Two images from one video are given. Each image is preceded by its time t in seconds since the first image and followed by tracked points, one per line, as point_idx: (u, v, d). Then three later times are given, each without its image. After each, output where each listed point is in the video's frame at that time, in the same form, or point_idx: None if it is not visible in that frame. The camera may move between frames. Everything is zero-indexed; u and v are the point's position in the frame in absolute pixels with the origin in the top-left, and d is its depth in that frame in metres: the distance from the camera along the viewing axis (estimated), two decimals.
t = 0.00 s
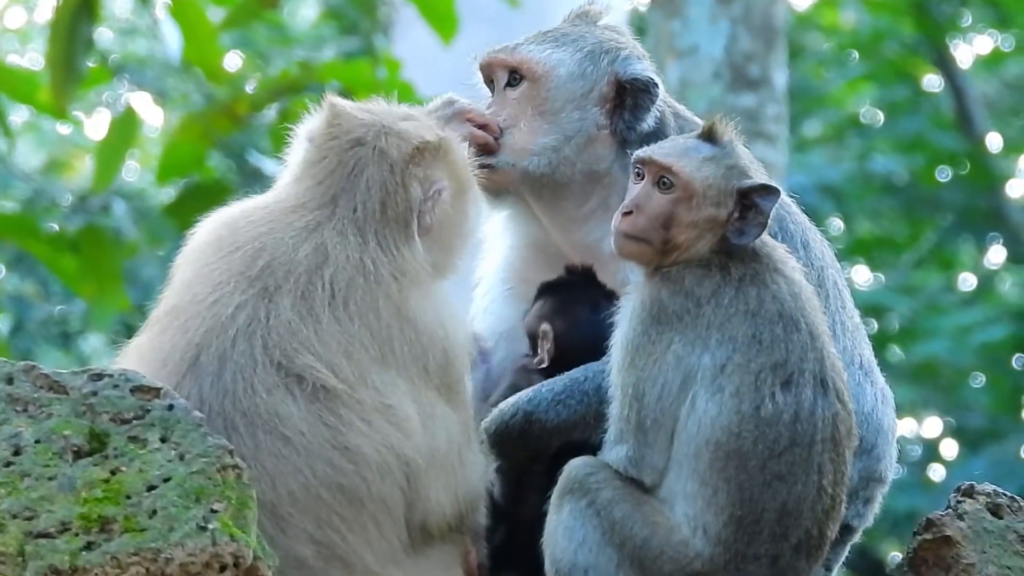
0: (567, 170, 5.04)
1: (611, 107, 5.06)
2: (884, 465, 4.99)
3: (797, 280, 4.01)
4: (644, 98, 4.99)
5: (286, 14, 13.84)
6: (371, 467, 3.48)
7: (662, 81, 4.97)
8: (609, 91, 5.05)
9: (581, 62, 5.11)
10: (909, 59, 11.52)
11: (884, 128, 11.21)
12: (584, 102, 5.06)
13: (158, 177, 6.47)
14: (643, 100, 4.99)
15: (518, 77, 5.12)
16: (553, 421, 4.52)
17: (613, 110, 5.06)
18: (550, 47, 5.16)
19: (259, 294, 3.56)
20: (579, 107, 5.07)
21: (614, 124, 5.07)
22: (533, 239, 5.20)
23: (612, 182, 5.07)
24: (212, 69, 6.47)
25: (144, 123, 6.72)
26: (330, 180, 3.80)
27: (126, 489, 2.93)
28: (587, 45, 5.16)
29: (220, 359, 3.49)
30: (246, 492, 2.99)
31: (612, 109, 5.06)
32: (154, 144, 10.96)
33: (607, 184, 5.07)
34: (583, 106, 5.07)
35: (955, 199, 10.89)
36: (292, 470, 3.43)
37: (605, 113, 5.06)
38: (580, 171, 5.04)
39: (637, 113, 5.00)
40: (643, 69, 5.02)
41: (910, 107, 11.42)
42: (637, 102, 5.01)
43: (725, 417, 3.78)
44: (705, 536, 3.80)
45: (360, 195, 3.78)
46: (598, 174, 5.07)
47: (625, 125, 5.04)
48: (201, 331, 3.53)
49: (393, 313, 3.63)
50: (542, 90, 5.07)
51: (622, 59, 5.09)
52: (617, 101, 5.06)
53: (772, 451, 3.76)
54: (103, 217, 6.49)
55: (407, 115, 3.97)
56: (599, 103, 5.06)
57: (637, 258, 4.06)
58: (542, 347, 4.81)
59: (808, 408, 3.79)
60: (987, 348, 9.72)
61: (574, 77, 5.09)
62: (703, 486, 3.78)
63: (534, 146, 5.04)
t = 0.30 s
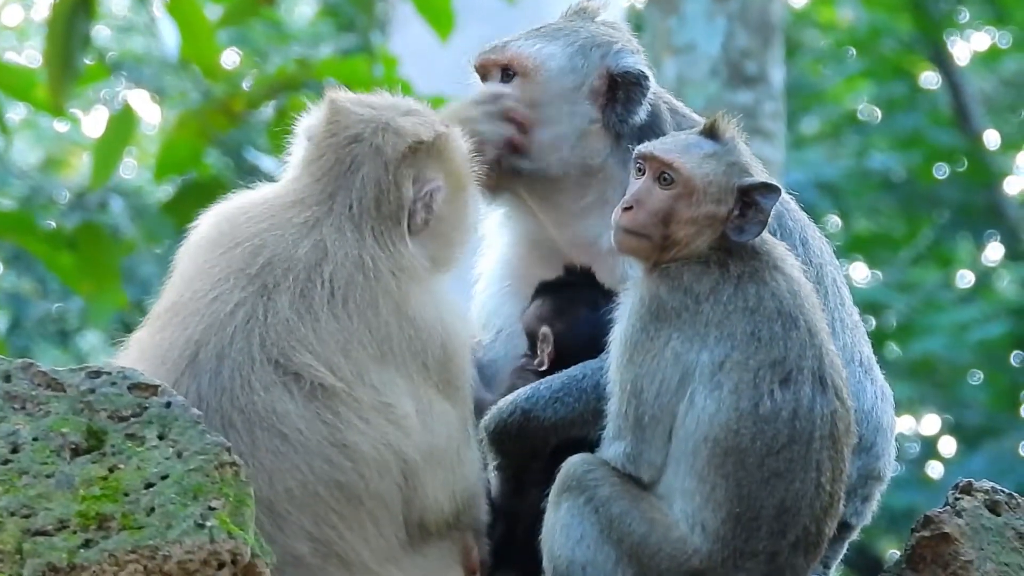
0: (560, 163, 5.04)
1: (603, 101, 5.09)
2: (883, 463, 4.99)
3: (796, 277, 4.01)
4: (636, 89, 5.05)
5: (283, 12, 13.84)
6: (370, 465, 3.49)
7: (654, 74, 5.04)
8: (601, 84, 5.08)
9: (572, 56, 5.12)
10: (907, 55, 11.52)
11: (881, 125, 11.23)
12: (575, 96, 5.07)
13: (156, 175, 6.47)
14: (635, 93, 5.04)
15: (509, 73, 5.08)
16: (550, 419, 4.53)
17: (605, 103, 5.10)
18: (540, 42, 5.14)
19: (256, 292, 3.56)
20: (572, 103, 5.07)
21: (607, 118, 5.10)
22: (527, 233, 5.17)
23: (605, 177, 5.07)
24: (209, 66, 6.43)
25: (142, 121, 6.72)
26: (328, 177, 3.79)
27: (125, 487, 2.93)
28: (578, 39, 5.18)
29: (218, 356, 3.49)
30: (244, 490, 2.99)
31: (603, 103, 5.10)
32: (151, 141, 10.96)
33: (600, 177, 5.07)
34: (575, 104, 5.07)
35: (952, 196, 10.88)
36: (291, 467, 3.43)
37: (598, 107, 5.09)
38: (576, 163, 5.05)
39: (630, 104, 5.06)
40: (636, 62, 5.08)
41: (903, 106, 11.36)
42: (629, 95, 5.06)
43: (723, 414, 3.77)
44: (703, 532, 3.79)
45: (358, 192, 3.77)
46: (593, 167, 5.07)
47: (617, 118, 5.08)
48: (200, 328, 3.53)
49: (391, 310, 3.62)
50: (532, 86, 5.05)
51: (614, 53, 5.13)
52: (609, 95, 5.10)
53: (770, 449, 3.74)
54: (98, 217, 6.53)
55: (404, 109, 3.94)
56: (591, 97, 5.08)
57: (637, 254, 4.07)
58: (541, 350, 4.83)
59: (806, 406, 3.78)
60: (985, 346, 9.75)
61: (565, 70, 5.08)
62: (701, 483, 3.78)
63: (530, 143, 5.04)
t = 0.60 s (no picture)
0: (527, 168, 5.18)
1: (554, 98, 5.20)
2: (883, 463, 4.99)
3: (796, 275, 4.01)
4: (579, 77, 5.17)
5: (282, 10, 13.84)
6: (372, 464, 3.49)
7: (586, 60, 5.17)
8: (546, 80, 5.20)
9: (515, 65, 5.28)
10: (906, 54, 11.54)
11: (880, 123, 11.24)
12: (523, 98, 5.21)
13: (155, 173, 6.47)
14: (577, 82, 5.17)
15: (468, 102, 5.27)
16: (550, 418, 4.52)
17: (557, 100, 5.20)
18: (488, 65, 5.34)
19: (256, 290, 3.56)
20: (516, 107, 5.21)
21: (564, 112, 5.21)
22: (524, 237, 5.26)
23: (583, 174, 5.13)
24: (208, 66, 6.43)
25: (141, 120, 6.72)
26: (321, 171, 3.79)
27: (124, 485, 2.93)
28: (521, 47, 5.34)
29: (220, 356, 3.49)
30: (243, 488, 2.99)
31: (555, 100, 5.20)
32: (150, 140, 10.97)
33: (579, 176, 5.14)
34: (517, 106, 5.21)
35: (951, 195, 10.88)
36: (293, 466, 3.43)
37: (544, 106, 5.20)
38: (551, 165, 5.16)
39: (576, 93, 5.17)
40: (569, 52, 5.21)
41: (904, 104, 11.38)
42: (575, 86, 5.18)
43: (724, 414, 3.76)
44: (703, 532, 3.78)
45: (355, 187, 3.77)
46: (570, 166, 5.15)
47: (572, 110, 5.19)
48: (199, 328, 3.52)
49: (391, 306, 3.63)
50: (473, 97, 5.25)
51: (552, 50, 5.26)
52: (559, 91, 5.21)
53: (770, 448, 3.74)
54: (98, 216, 6.54)
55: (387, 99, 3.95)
56: (540, 94, 5.20)
57: (637, 253, 4.06)
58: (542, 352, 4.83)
59: (807, 405, 3.77)
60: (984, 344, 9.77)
61: (509, 78, 5.25)
62: (701, 483, 3.77)
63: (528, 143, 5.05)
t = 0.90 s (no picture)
0: (507, 172, 5.19)
1: (530, 99, 5.18)
2: (887, 463, 4.98)
3: (798, 274, 3.99)
4: (546, 75, 5.16)
5: (285, 9, 13.86)
6: (376, 462, 3.50)
7: (550, 57, 5.16)
8: (518, 84, 5.19)
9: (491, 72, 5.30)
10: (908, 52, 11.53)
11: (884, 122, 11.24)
12: (498, 101, 5.22)
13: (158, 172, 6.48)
14: (546, 81, 5.15)
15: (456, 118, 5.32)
16: (553, 417, 4.53)
17: (532, 101, 5.18)
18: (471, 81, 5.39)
19: (256, 289, 3.56)
20: (491, 114, 5.22)
21: (541, 112, 5.17)
22: (516, 240, 5.27)
23: (565, 172, 5.13)
24: (211, 65, 6.43)
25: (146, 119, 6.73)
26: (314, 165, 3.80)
27: (127, 484, 2.93)
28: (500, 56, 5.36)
29: (222, 356, 3.48)
30: (247, 487, 2.99)
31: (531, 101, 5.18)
32: (153, 138, 11.00)
33: (562, 173, 5.14)
34: (491, 113, 5.22)
35: (954, 194, 10.89)
36: (299, 466, 3.43)
37: (519, 109, 5.19)
38: (530, 165, 5.15)
39: (547, 94, 5.15)
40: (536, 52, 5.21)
41: (909, 103, 11.39)
42: (545, 86, 5.16)
43: (728, 414, 3.75)
44: (706, 531, 3.77)
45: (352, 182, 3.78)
46: (551, 166, 5.14)
47: (545, 109, 5.15)
48: (199, 329, 3.52)
49: (390, 300, 3.63)
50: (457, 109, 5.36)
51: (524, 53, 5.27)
52: (533, 91, 5.18)
53: (773, 448, 3.73)
54: (101, 215, 6.56)
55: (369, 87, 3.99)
56: (516, 96, 5.19)
57: (637, 255, 4.04)
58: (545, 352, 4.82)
59: (810, 404, 3.76)
60: (986, 343, 9.77)
61: (485, 86, 5.27)
62: (704, 483, 3.76)
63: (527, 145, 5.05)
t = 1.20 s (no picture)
0: (496, 176, 5.24)
1: (517, 105, 5.28)
2: (887, 464, 4.99)
3: (801, 273, 3.99)
4: (530, 80, 5.27)
5: (286, 8, 13.88)
6: (400, 466, 3.68)
7: (531, 62, 5.27)
8: (507, 90, 5.30)
9: (483, 82, 5.41)
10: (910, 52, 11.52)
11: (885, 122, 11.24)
12: (488, 105, 5.32)
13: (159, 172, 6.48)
14: (531, 86, 5.26)
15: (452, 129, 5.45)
16: (553, 415, 4.52)
17: (520, 106, 5.28)
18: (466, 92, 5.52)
19: (294, 294, 3.69)
20: (480, 121, 5.32)
21: (528, 117, 5.26)
22: (515, 246, 5.23)
23: (556, 173, 5.21)
24: (212, 65, 6.42)
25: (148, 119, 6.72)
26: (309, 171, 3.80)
27: (128, 484, 2.93)
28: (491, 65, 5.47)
29: (267, 360, 3.60)
30: (247, 487, 2.99)
31: (518, 106, 5.28)
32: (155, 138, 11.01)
33: (552, 175, 5.22)
34: (479, 120, 5.32)
35: (954, 193, 10.84)
36: (324, 471, 3.58)
37: (508, 115, 5.29)
38: (520, 168, 5.22)
39: (533, 98, 5.25)
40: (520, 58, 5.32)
41: (910, 102, 11.31)
42: (530, 91, 5.27)
43: (730, 413, 3.75)
44: (708, 531, 3.77)
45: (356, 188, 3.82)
46: (541, 168, 5.22)
47: (531, 113, 5.25)
48: (238, 327, 3.60)
49: (417, 300, 3.85)
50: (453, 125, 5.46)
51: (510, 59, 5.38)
52: (520, 97, 5.29)
53: (775, 448, 3.71)
54: (103, 215, 6.58)
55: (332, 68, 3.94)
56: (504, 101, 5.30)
57: (641, 257, 4.03)
58: (548, 352, 4.83)
59: (812, 405, 3.75)
60: (988, 343, 9.78)
61: (476, 95, 5.38)
62: (706, 481, 3.76)
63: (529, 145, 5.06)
